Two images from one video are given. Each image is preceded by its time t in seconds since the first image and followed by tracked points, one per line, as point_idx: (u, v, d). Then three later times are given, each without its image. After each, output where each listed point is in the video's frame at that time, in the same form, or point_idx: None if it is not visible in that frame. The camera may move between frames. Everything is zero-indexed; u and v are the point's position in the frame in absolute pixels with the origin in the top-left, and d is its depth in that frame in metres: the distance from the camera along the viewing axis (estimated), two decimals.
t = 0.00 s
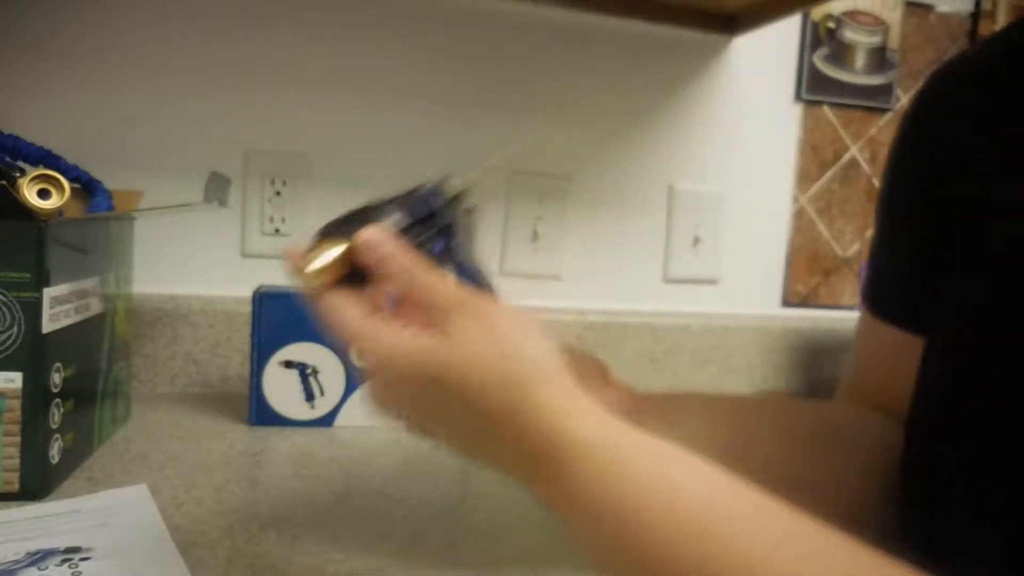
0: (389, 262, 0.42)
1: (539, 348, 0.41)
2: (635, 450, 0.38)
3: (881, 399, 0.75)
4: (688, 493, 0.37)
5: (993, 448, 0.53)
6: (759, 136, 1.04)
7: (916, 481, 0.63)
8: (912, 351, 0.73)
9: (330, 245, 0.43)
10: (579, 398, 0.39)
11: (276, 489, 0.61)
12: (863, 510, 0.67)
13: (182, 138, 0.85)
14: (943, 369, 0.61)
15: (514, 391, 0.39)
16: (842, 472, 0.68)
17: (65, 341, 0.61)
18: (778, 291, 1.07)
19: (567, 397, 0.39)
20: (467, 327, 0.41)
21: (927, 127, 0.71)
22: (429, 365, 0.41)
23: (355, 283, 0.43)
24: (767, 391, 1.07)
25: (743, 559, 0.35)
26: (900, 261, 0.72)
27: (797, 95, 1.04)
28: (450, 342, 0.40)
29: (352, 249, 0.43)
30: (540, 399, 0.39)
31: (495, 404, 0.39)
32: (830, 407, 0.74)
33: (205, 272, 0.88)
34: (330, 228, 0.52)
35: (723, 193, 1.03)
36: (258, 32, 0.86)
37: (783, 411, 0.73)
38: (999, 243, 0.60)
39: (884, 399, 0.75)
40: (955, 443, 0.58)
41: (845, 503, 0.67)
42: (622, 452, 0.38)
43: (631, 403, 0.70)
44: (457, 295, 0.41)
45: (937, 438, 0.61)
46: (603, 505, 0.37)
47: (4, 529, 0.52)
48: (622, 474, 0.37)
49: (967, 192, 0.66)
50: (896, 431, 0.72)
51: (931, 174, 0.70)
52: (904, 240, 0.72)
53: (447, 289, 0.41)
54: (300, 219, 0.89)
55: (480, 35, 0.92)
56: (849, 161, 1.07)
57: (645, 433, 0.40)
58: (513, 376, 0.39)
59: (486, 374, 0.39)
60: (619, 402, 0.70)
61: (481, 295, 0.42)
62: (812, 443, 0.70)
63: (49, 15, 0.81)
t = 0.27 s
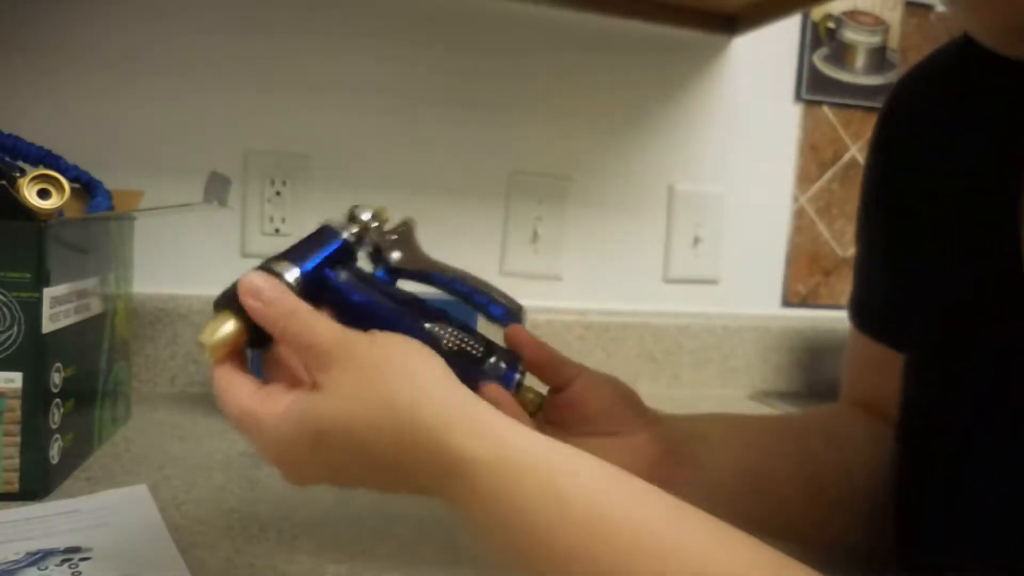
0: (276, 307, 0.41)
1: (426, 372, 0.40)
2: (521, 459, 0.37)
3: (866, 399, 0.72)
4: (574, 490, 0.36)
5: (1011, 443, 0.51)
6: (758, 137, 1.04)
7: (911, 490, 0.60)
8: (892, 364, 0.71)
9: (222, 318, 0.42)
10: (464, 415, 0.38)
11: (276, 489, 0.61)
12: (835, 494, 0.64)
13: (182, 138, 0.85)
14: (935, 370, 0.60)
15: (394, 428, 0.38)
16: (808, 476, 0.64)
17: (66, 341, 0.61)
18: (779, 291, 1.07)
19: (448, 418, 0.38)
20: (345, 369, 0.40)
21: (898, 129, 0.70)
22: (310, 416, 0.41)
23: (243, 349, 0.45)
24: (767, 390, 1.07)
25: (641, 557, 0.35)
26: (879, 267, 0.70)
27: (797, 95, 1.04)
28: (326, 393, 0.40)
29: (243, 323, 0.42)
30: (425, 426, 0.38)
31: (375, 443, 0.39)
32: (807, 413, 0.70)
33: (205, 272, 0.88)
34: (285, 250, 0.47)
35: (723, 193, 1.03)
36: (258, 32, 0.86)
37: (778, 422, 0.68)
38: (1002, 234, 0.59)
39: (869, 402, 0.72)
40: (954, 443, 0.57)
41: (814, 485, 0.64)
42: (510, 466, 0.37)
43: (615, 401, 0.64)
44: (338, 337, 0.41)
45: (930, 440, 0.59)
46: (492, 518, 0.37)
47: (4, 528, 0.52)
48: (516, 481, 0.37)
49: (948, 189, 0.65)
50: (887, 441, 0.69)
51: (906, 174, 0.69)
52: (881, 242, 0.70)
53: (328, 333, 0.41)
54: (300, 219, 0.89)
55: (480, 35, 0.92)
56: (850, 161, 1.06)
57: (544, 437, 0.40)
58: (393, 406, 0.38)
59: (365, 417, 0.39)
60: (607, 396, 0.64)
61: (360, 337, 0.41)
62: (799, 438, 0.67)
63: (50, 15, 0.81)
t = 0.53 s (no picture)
0: (283, 294, 0.42)
1: (414, 371, 0.39)
2: (499, 461, 0.35)
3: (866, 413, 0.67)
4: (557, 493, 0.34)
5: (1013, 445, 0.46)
6: (758, 137, 1.04)
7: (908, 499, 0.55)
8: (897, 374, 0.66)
9: (243, 295, 0.44)
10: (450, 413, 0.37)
11: (276, 489, 0.61)
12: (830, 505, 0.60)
13: (182, 138, 0.85)
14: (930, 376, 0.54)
15: (379, 428, 0.37)
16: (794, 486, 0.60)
17: (66, 342, 0.61)
18: (779, 292, 1.07)
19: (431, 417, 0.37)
20: (333, 365, 0.39)
21: (887, 126, 0.66)
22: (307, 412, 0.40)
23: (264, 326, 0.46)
24: (767, 390, 1.07)
25: (621, 562, 0.32)
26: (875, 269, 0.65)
27: (797, 95, 1.04)
28: (319, 387, 0.40)
29: (261, 302, 0.44)
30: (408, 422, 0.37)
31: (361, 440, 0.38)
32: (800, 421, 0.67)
33: (205, 271, 0.88)
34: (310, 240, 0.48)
35: (722, 192, 1.03)
36: (258, 32, 0.86)
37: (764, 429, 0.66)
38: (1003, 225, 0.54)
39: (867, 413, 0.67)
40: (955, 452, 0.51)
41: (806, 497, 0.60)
42: (491, 468, 0.35)
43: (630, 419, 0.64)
44: (333, 330, 0.41)
45: (925, 458, 0.54)
46: (474, 523, 0.35)
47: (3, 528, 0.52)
48: (493, 481, 0.35)
49: (937, 179, 0.59)
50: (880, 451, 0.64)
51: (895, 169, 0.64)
52: (877, 244, 0.65)
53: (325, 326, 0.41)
54: (300, 219, 0.89)
55: (480, 35, 0.92)
56: (850, 161, 1.06)
57: (533, 444, 0.37)
58: (375, 398, 0.38)
59: (353, 413, 0.38)
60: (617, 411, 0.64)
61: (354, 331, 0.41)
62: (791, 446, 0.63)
63: (50, 15, 0.81)
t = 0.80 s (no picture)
0: (319, 352, 0.41)
1: (428, 447, 0.40)
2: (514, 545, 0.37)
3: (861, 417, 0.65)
4: None
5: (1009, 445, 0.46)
6: (758, 137, 1.04)
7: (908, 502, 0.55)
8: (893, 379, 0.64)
9: (249, 291, 0.43)
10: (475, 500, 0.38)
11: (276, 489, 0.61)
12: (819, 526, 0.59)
13: (182, 137, 0.85)
14: (930, 379, 0.54)
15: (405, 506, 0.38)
16: (790, 499, 0.59)
17: (66, 341, 0.61)
18: (779, 292, 1.07)
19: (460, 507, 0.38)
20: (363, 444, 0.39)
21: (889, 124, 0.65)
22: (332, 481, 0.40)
23: (265, 329, 0.45)
24: (767, 390, 1.07)
25: None
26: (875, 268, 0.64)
27: (797, 95, 1.04)
28: (342, 463, 0.40)
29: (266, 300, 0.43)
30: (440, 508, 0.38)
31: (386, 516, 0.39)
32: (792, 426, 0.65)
33: (205, 271, 0.88)
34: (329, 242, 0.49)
35: (722, 192, 1.03)
36: (257, 32, 0.86)
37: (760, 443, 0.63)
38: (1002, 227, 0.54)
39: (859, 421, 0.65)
40: (954, 452, 0.51)
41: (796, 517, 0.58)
42: (520, 560, 0.36)
43: (624, 447, 0.60)
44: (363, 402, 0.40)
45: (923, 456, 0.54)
46: None
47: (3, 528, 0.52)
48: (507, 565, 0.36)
49: (935, 180, 0.59)
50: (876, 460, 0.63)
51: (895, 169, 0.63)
52: (875, 243, 0.65)
53: (353, 397, 0.40)
54: (301, 219, 0.89)
55: (481, 35, 0.92)
56: (849, 161, 1.07)
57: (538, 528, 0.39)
58: (395, 472, 0.38)
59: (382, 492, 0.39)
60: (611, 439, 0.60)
61: (381, 408, 0.40)
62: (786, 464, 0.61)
63: (50, 15, 0.81)
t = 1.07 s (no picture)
0: (411, 372, 0.45)
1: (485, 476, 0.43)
2: None
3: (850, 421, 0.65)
4: None
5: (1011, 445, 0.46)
6: (758, 137, 1.04)
7: (903, 504, 0.55)
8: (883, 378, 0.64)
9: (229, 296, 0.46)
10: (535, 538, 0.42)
11: (276, 489, 0.61)
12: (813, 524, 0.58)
13: (182, 137, 0.85)
14: (927, 382, 0.54)
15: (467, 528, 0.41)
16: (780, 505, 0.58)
17: (65, 342, 0.61)
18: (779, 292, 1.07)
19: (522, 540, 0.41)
20: (438, 463, 0.42)
21: (885, 124, 0.65)
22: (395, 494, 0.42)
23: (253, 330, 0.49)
24: (766, 390, 1.07)
25: None
26: (870, 267, 0.63)
27: (797, 95, 1.04)
28: (412, 478, 0.42)
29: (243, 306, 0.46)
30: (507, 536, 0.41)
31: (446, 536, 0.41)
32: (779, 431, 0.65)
33: (204, 271, 0.88)
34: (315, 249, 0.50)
35: (722, 192, 1.03)
36: (257, 32, 0.86)
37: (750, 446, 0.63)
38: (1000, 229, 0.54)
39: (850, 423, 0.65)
40: (954, 453, 0.51)
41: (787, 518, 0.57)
42: None
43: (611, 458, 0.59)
44: (443, 424, 0.43)
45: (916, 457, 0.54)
46: None
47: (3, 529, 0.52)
48: None
49: (932, 181, 0.59)
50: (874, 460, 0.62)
51: (890, 170, 0.63)
52: (870, 243, 0.64)
53: (433, 417, 0.43)
54: (301, 219, 0.89)
55: (481, 35, 0.92)
56: (850, 161, 1.07)
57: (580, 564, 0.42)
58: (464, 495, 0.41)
59: (450, 512, 0.41)
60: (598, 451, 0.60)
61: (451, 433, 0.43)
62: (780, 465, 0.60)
63: (50, 15, 0.81)
